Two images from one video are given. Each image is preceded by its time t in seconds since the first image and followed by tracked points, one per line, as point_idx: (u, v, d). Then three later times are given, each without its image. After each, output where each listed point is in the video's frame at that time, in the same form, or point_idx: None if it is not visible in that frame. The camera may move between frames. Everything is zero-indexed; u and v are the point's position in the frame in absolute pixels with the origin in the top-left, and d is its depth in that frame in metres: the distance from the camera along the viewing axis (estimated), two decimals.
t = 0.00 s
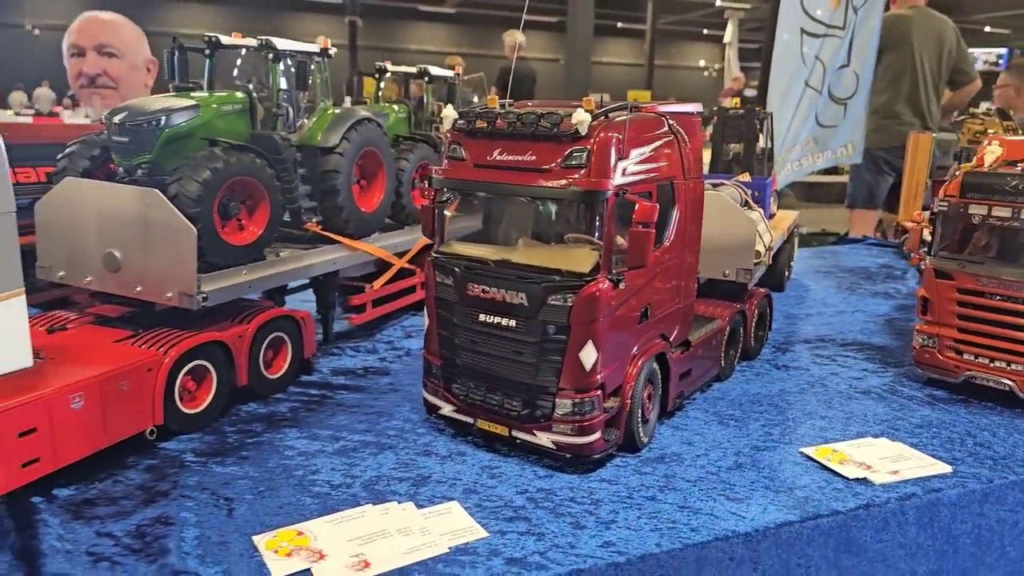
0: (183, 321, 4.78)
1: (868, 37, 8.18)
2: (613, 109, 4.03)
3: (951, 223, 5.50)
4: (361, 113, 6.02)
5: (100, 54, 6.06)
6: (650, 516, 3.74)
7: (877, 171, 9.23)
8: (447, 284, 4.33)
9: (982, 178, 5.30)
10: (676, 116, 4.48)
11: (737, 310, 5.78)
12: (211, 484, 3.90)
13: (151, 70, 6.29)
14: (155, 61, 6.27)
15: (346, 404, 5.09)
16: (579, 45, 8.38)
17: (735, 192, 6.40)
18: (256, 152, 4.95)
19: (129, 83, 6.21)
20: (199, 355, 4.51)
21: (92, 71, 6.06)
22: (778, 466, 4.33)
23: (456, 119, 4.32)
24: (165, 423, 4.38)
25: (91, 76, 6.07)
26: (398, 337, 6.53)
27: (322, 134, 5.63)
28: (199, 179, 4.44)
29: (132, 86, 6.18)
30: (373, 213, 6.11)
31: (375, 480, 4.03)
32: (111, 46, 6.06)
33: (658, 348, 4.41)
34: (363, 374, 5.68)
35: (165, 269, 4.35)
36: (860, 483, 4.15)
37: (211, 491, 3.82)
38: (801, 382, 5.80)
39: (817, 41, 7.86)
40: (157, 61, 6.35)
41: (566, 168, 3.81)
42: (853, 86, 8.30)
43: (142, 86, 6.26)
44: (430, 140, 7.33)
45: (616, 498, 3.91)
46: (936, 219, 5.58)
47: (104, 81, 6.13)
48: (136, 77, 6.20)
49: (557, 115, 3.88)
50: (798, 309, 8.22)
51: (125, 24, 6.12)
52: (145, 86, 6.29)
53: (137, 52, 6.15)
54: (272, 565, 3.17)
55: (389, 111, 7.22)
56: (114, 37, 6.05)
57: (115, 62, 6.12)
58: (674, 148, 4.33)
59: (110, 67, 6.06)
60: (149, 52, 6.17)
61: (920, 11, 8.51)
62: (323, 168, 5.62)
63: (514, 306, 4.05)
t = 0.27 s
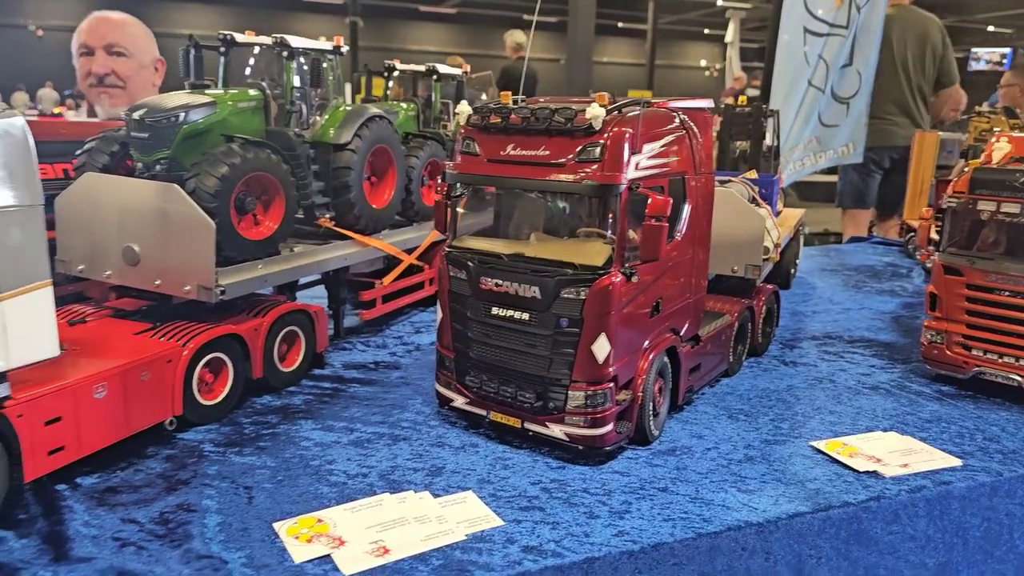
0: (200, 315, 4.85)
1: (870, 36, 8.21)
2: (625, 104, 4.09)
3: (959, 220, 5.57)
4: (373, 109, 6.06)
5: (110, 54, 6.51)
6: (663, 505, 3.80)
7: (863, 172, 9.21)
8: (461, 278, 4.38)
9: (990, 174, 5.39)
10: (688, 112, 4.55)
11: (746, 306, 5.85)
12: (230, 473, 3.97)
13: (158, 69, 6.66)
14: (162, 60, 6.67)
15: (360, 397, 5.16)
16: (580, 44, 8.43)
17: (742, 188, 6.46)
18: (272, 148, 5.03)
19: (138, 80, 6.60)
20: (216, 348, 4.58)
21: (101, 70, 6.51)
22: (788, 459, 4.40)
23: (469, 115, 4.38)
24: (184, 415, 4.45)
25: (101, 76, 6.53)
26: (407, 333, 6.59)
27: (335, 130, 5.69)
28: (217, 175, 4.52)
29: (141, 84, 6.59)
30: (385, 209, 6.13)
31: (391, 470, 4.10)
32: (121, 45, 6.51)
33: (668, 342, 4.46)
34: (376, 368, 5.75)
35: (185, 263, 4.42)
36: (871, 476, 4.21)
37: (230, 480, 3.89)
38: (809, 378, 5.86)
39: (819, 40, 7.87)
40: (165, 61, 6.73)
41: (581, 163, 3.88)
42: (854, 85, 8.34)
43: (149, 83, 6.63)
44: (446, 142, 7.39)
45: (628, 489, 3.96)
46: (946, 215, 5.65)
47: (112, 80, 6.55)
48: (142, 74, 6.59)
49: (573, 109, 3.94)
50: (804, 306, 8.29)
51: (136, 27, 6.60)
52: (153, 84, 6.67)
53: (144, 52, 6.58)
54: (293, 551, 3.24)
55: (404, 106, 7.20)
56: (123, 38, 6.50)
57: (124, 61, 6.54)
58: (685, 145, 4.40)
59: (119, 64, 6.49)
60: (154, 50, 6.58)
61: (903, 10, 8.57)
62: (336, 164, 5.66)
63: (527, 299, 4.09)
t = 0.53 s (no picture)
0: (233, 310, 4.97)
1: (895, 32, 8.18)
2: (653, 103, 4.14)
3: (989, 218, 5.54)
4: (399, 109, 6.10)
5: (139, 57, 6.20)
6: (689, 499, 3.83)
7: (890, 172, 9.18)
8: (487, 274, 4.40)
9: (1021, 172, 5.40)
10: (714, 111, 4.60)
11: (770, 304, 5.86)
12: (264, 462, 4.07)
13: (187, 72, 6.40)
14: (191, 63, 6.38)
15: (388, 391, 5.25)
16: (598, 44, 8.52)
17: (767, 186, 6.45)
18: (304, 147, 5.15)
19: (167, 83, 6.35)
20: (249, 342, 4.69)
21: (130, 72, 6.19)
22: (814, 457, 4.41)
23: (497, 114, 4.47)
24: (219, 406, 4.57)
25: (130, 78, 6.22)
26: (431, 329, 6.65)
27: (363, 130, 5.76)
28: (251, 173, 4.66)
29: (171, 88, 6.34)
30: (410, 207, 6.20)
31: (420, 461, 4.18)
32: (150, 48, 6.20)
33: (694, 338, 4.49)
34: (402, 363, 5.84)
35: (221, 258, 4.55)
36: (899, 474, 4.22)
37: (264, 469, 3.99)
38: (833, 377, 5.87)
39: (843, 38, 7.85)
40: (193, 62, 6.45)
41: (609, 160, 3.94)
42: (878, 83, 8.32)
43: (178, 86, 6.37)
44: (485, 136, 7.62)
45: (653, 484, 3.97)
46: (975, 214, 5.64)
47: (142, 82, 6.26)
48: (172, 78, 6.33)
49: (600, 108, 4.01)
50: (828, 306, 8.27)
51: (164, 27, 6.26)
52: (181, 86, 6.40)
53: (173, 54, 6.28)
54: (327, 537, 3.32)
55: (429, 106, 7.18)
56: (152, 41, 6.18)
57: (153, 63, 6.26)
58: (711, 143, 4.45)
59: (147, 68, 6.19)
60: (184, 53, 6.29)
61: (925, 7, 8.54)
62: (364, 164, 5.73)
63: (552, 294, 4.10)
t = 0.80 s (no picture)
0: (286, 306, 5.12)
1: (949, 27, 7.98)
2: (700, 102, 4.16)
3: None
4: (446, 111, 6.15)
5: (195, 62, 6.72)
6: (735, 497, 3.83)
7: (947, 165, 8.92)
8: (532, 272, 4.44)
9: None
10: (762, 109, 4.60)
11: (818, 305, 5.81)
12: (317, 452, 4.21)
13: (239, 75, 6.88)
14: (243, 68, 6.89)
15: (435, 385, 5.35)
16: (640, 43, 8.49)
17: (815, 186, 6.37)
18: (355, 148, 5.29)
19: (220, 86, 6.84)
20: (301, 336, 4.83)
21: (189, 77, 6.75)
22: (863, 458, 4.37)
23: (543, 114, 4.53)
24: (273, 397, 4.72)
25: (187, 82, 6.76)
26: (475, 326, 6.70)
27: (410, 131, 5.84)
28: (306, 174, 4.82)
29: (224, 90, 6.83)
30: (456, 208, 6.27)
31: (467, 453, 4.26)
32: (205, 53, 6.71)
33: (740, 338, 4.49)
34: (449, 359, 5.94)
35: (276, 256, 4.71)
36: (951, 478, 4.16)
37: (318, 459, 4.12)
38: (883, 378, 5.78)
39: (894, 34, 7.73)
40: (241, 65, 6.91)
41: (655, 159, 3.97)
42: (932, 79, 8.12)
43: (230, 88, 6.87)
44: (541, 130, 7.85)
45: (698, 482, 3.98)
46: None
47: (198, 85, 6.78)
48: (224, 80, 6.84)
49: (647, 108, 4.04)
50: (878, 306, 8.13)
51: (219, 36, 6.80)
52: (233, 89, 6.92)
53: (226, 59, 6.79)
54: (379, 525, 3.43)
55: (474, 107, 7.16)
56: (205, 47, 6.70)
57: (208, 69, 6.76)
58: (759, 142, 4.45)
59: (203, 72, 6.71)
60: (236, 57, 6.78)
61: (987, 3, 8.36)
62: (411, 164, 5.79)
63: (599, 292, 4.13)
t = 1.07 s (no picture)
0: (337, 302, 5.25)
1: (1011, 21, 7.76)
2: (750, 101, 4.14)
3: None
4: (494, 112, 6.18)
5: (249, 65, 6.53)
6: (782, 498, 3.81)
7: (996, 166, 10.32)
8: (579, 271, 4.47)
9: None
10: (813, 108, 4.55)
11: (869, 306, 5.71)
12: (366, 445, 4.31)
13: (290, 78, 6.69)
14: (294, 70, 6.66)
15: (481, 381, 5.41)
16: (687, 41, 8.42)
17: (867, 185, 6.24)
18: (403, 148, 5.38)
19: (273, 89, 6.69)
20: (351, 332, 4.95)
21: (243, 79, 6.58)
22: (915, 462, 4.30)
23: (591, 114, 4.54)
24: (325, 391, 4.85)
25: (240, 84, 6.60)
26: (519, 324, 6.73)
27: (458, 131, 5.87)
28: (358, 174, 4.93)
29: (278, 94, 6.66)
30: (502, 207, 6.28)
31: (513, 448, 4.31)
32: (258, 57, 6.48)
33: (788, 338, 4.45)
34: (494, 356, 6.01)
35: (328, 253, 4.84)
36: (1007, 484, 4.07)
37: (367, 451, 4.23)
38: (937, 382, 5.65)
39: (952, 29, 7.56)
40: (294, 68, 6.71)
41: (704, 159, 3.96)
42: (993, 75, 7.95)
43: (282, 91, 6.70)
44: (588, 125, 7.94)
45: (744, 482, 3.96)
46: None
47: (252, 88, 6.61)
48: (277, 84, 6.66)
49: (696, 107, 4.03)
50: (932, 309, 7.94)
51: (268, 37, 6.46)
52: (285, 92, 6.74)
53: (280, 63, 6.58)
54: (427, 516, 3.52)
55: (520, 107, 7.18)
56: (258, 51, 6.44)
57: (262, 73, 6.57)
58: (810, 141, 4.40)
59: (257, 77, 6.53)
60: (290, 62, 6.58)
61: None
62: (459, 164, 5.84)
63: (645, 291, 4.13)
